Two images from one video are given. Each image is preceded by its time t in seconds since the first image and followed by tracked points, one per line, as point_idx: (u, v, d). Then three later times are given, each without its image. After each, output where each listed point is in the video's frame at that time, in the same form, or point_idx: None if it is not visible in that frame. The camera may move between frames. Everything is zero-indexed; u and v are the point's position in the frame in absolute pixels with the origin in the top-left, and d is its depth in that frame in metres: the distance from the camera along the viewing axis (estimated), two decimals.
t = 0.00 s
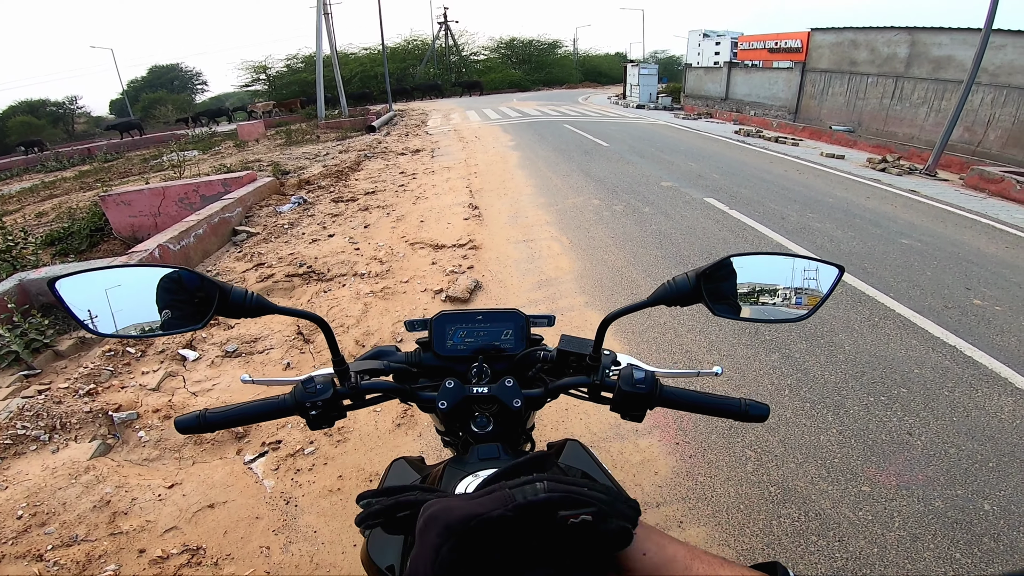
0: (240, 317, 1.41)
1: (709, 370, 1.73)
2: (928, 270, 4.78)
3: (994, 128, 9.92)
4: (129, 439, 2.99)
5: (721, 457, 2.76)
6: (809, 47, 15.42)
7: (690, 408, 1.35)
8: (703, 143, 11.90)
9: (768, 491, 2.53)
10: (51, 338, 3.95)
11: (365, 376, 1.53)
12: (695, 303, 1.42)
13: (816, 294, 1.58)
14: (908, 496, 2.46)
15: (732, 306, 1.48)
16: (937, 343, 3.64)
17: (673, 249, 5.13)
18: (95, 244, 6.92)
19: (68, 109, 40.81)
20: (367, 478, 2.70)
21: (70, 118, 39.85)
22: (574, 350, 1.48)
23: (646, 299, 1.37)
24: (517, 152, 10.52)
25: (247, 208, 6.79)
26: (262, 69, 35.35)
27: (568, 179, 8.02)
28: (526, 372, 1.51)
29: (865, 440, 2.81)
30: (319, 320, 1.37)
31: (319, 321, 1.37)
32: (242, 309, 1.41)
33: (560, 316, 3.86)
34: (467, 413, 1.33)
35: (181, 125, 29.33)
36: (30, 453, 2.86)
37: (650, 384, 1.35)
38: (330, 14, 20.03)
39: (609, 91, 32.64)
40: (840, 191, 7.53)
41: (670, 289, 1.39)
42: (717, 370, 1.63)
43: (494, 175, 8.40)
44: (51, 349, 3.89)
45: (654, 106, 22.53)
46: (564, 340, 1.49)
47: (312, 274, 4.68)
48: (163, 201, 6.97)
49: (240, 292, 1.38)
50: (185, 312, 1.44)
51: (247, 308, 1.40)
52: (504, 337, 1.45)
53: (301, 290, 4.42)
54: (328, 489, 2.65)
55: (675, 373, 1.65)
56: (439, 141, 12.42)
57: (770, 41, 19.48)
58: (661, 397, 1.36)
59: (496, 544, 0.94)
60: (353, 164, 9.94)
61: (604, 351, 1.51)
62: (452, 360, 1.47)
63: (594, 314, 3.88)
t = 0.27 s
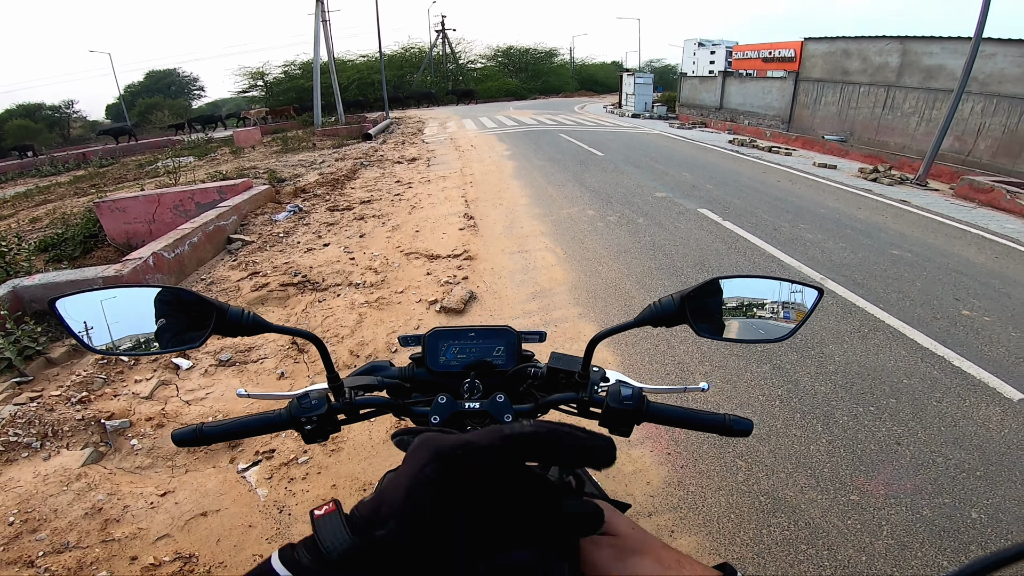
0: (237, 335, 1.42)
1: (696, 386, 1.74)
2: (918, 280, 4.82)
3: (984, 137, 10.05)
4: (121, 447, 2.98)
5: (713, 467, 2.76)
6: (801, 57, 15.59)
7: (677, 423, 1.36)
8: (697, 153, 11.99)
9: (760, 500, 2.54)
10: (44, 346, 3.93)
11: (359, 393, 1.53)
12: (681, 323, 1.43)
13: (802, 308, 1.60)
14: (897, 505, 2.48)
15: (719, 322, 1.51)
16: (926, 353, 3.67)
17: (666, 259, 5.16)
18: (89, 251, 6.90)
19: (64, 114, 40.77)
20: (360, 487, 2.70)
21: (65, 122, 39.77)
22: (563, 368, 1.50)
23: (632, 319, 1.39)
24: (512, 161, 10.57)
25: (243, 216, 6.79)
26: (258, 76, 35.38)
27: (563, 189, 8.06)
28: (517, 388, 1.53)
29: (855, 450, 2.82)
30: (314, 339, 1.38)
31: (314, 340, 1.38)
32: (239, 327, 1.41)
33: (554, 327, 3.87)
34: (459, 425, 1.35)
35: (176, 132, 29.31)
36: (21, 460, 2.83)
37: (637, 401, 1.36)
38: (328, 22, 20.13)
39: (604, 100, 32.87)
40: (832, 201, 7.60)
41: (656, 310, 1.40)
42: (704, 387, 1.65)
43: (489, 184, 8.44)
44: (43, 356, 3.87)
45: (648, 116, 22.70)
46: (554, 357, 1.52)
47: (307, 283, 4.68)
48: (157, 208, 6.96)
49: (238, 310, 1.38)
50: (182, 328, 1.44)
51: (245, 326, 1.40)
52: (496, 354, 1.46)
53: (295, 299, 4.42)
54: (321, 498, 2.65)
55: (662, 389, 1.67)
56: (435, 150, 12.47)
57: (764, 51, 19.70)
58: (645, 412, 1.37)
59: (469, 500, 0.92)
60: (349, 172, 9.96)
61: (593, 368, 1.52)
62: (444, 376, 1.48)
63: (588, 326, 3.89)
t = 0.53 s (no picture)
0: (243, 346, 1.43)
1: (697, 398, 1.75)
2: (913, 290, 4.86)
3: (978, 146, 10.15)
4: (117, 454, 2.97)
5: (710, 475, 2.77)
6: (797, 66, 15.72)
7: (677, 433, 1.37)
8: (694, 163, 12.07)
9: (758, 509, 2.54)
10: (40, 352, 3.92)
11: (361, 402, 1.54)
12: (682, 336, 1.45)
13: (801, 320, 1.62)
14: (894, 513, 2.49)
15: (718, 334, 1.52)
16: (922, 363, 3.69)
17: (664, 270, 5.19)
18: (86, 257, 6.89)
19: (62, 121, 40.82)
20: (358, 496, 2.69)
21: (64, 128, 39.80)
22: (565, 380, 1.52)
23: (633, 332, 1.41)
24: (510, 171, 10.62)
25: (241, 224, 6.81)
26: (258, 84, 35.53)
27: (561, 199, 8.11)
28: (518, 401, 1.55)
29: (852, 459, 2.83)
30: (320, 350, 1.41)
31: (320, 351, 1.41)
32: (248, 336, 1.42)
33: (552, 337, 3.89)
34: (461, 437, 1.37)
35: (175, 139, 29.37)
36: (17, 466, 2.82)
37: (639, 412, 1.36)
38: (328, 30, 20.27)
39: (602, 110, 33.09)
40: (828, 211, 7.65)
41: (657, 323, 1.42)
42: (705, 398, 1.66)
43: (488, 194, 8.48)
44: (39, 362, 3.86)
45: (646, 125, 22.85)
46: (556, 369, 1.54)
47: (305, 292, 4.69)
48: (156, 214, 6.97)
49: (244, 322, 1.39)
50: (185, 341, 1.44)
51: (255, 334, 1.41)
52: (497, 366, 1.48)
53: (294, 307, 4.43)
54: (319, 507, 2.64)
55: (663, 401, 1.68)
56: (433, 159, 12.52)
57: (760, 61, 19.88)
58: (645, 423, 1.38)
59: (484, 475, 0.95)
60: (348, 180, 9.99)
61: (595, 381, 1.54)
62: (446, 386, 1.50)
63: (586, 335, 3.91)
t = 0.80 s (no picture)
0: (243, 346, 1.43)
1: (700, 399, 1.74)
2: (915, 294, 4.85)
3: (978, 150, 10.16)
4: (116, 456, 2.96)
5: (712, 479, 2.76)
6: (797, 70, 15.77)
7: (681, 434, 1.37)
8: (695, 167, 12.09)
9: (760, 513, 2.53)
10: (40, 354, 3.92)
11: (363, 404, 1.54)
12: (684, 337, 1.45)
13: (803, 322, 1.62)
14: (897, 516, 2.48)
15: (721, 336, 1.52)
16: (924, 366, 3.68)
17: (665, 274, 5.19)
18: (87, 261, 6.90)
19: (65, 125, 40.99)
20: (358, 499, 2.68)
21: (67, 132, 39.95)
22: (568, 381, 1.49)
23: (636, 332, 1.40)
24: (511, 175, 10.64)
25: (243, 227, 6.82)
26: (260, 88, 35.65)
27: (562, 203, 8.12)
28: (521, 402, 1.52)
29: (855, 462, 2.82)
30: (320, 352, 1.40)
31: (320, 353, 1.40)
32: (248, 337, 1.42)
33: (553, 340, 3.89)
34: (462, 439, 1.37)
35: (177, 143, 29.46)
36: (15, 468, 2.82)
37: (641, 413, 1.36)
38: (329, 34, 20.37)
39: (602, 115, 33.18)
40: (829, 216, 7.66)
41: (659, 323, 1.42)
42: (707, 399, 1.65)
43: (489, 198, 8.50)
44: (39, 365, 3.86)
45: (647, 130, 22.89)
46: (559, 370, 1.51)
47: (306, 295, 4.69)
48: (157, 218, 6.98)
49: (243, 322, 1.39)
50: (182, 346, 1.44)
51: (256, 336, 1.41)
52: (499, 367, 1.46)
53: (294, 311, 4.43)
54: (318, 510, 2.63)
55: (666, 402, 1.67)
56: (434, 163, 12.55)
57: (760, 66, 19.93)
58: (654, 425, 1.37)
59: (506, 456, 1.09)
60: (349, 184, 10.01)
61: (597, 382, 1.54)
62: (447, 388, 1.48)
63: (587, 339, 3.91)
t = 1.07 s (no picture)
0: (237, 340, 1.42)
1: (700, 395, 1.73)
2: (915, 293, 4.84)
3: (978, 149, 10.16)
4: (114, 455, 2.96)
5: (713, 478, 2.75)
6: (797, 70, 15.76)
7: (681, 430, 1.37)
8: (694, 166, 12.08)
9: (760, 512, 2.53)
10: (38, 354, 3.91)
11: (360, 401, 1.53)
12: (685, 331, 1.45)
13: (804, 319, 1.61)
14: (899, 515, 2.47)
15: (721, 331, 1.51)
16: (925, 364, 3.68)
17: (665, 273, 5.18)
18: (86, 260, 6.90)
19: (65, 125, 40.98)
20: (358, 498, 2.68)
21: (66, 132, 39.92)
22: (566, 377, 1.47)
23: (636, 326, 1.40)
24: (511, 174, 10.64)
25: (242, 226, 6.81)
26: (259, 88, 35.62)
27: (562, 202, 8.11)
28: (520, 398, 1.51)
29: (856, 461, 2.82)
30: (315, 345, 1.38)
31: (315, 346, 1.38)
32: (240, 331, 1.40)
33: (553, 339, 3.88)
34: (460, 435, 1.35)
35: (177, 142, 29.45)
36: (12, 467, 2.81)
37: (641, 408, 1.40)
38: (329, 34, 20.36)
39: (602, 114, 33.16)
40: (829, 215, 7.65)
41: (660, 316, 1.42)
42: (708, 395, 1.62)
43: (488, 197, 8.49)
44: (37, 364, 3.85)
45: (646, 129, 22.88)
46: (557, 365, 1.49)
47: (305, 294, 4.68)
48: (156, 217, 6.97)
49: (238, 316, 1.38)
50: (177, 341, 1.45)
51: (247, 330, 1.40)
52: (497, 362, 1.46)
53: (294, 309, 4.42)
54: (317, 509, 2.63)
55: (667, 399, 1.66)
56: (434, 162, 12.54)
57: (760, 65, 19.93)
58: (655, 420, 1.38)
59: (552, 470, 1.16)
60: (349, 184, 10.01)
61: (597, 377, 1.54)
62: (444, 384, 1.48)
63: (587, 338, 3.90)
